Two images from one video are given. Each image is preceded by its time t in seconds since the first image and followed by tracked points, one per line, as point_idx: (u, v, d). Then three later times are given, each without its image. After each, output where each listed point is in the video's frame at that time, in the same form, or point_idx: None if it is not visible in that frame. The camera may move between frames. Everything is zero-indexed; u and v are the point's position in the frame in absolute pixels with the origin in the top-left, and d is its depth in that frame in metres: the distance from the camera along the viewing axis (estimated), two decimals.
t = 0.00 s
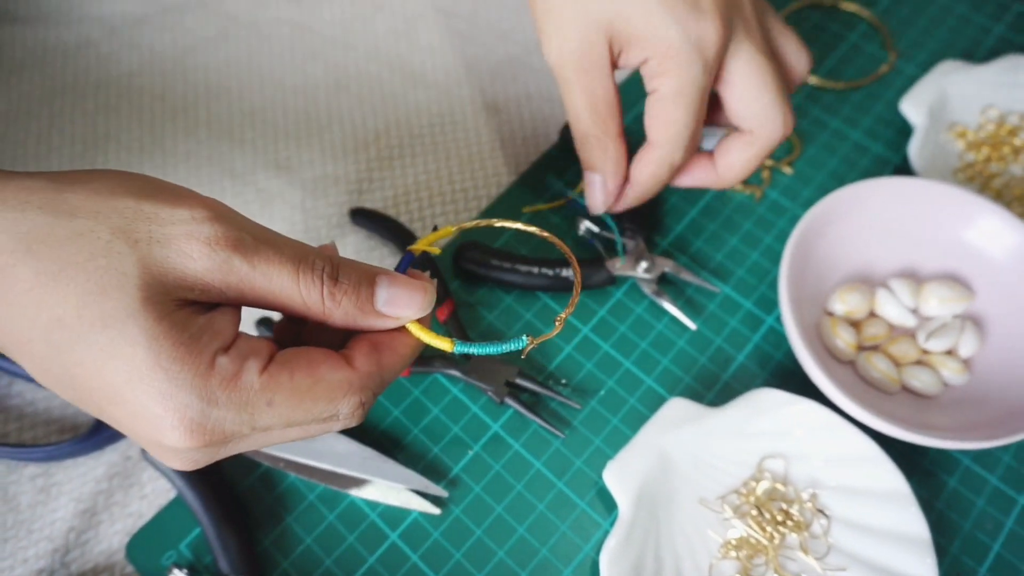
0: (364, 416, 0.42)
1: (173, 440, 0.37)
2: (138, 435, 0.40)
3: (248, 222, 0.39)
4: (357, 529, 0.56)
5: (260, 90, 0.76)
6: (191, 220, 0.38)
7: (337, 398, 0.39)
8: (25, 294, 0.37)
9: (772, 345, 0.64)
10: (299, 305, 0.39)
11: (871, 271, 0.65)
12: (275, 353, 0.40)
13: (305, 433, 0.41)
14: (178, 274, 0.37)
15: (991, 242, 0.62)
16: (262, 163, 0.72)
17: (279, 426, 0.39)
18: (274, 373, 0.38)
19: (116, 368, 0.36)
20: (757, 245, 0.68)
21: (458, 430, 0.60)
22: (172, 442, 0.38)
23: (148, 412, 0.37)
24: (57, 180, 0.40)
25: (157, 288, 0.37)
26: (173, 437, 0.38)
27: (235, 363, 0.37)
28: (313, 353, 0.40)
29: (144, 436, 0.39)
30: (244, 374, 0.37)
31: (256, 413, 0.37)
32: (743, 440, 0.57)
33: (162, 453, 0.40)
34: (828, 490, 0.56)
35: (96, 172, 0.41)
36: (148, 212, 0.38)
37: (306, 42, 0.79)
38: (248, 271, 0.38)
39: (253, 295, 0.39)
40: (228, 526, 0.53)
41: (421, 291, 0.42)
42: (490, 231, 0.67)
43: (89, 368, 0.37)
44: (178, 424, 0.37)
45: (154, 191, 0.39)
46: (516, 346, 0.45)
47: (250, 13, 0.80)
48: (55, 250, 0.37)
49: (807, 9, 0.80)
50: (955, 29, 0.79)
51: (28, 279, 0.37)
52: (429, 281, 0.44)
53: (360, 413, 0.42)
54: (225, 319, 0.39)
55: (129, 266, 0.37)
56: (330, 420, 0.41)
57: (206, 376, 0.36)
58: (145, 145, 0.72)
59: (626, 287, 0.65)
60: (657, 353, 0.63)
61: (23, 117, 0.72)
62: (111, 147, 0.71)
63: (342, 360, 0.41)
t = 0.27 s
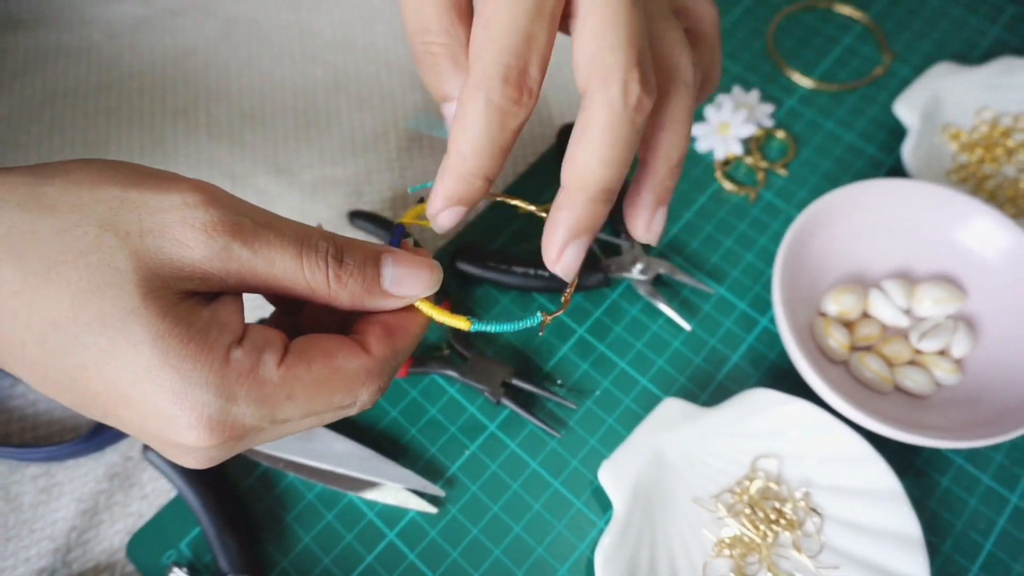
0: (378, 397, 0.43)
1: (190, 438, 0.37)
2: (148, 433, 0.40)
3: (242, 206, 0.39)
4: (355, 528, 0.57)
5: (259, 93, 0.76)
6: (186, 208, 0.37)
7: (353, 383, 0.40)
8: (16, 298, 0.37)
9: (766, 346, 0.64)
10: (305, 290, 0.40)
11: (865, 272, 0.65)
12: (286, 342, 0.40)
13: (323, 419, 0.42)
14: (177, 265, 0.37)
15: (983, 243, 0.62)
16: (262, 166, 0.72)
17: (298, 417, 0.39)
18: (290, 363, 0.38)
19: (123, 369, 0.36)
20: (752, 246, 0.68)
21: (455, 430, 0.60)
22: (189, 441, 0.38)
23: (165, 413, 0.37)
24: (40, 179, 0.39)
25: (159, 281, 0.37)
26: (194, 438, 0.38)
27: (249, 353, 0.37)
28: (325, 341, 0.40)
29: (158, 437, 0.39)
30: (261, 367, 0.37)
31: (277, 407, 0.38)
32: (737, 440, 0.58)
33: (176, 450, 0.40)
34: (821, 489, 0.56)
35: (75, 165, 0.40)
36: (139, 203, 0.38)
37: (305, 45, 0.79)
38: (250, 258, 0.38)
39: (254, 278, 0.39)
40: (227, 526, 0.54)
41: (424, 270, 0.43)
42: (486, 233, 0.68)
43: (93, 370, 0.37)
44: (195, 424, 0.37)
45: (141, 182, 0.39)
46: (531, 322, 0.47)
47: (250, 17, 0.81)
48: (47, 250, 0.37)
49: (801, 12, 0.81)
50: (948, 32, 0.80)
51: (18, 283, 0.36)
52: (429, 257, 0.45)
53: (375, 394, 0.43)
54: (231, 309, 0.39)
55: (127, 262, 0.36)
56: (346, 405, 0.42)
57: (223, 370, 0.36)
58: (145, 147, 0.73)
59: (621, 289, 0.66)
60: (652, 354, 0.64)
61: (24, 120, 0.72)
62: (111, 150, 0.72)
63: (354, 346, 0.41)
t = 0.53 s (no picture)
0: (453, 387, 0.45)
1: (297, 403, 0.38)
2: (250, 407, 0.40)
3: (343, 199, 0.42)
4: (363, 528, 0.59)
5: (271, 105, 0.78)
6: (299, 193, 0.40)
7: (439, 367, 0.43)
8: (146, 265, 0.37)
9: (763, 352, 0.66)
10: (393, 278, 0.43)
11: (860, 281, 0.67)
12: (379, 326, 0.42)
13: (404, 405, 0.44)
14: (286, 246, 0.39)
15: (975, 252, 0.64)
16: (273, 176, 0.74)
17: (389, 392, 0.41)
18: (387, 340, 0.41)
19: (242, 331, 0.36)
20: (750, 255, 0.70)
21: (460, 434, 0.62)
22: (291, 408, 0.38)
23: (276, 378, 0.37)
24: (158, 163, 0.40)
25: (273, 255, 0.38)
26: (296, 403, 0.38)
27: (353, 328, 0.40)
28: (415, 328, 0.43)
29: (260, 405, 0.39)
30: (365, 341, 0.39)
31: (374, 378, 0.39)
32: (734, 444, 0.60)
33: (275, 424, 0.40)
34: (816, 492, 0.58)
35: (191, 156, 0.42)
36: (254, 186, 0.40)
37: (316, 57, 0.82)
38: (352, 243, 0.41)
39: (349, 263, 0.42)
40: (240, 526, 0.56)
41: (491, 276, 0.47)
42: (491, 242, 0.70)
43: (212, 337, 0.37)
44: (304, 387, 0.37)
45: (251, 169, 0.41)
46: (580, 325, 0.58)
47: (261, 32, 0.83)
48: (170, 224, 0.38)
49: (799, 25, 0.83)
50: (943, 45, 0.82)
51: (150, 250, 0.37)
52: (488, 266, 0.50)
53: (455, 378, 0.45)
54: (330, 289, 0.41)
55: (245, 235, 0.38)
56: (428, 391, 0.44)
57: (332, 336, 0.38)
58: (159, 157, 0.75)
59: (622, 297, 0.68)
60: (652, 360, 0.65)
61: (43, 131, 0.75)
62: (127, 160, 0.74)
63: (436, 333, 0.44)
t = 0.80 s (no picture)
0: (433, 452, 0.45)
1: (269, 453, 0.39)
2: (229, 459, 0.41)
3: (340, 258, 0.43)
4: (372, 536, 0.60)
5: (280, 121, 0.80)
6: (293, 250, 0.41)
7: (416, 430, 0.43)
8: (140, 311, 0.39)
9: (762, 363, 0.67)
10: (380, 339, 0.43)
11: (857, 294, 0.69)
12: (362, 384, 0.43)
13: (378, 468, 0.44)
14: (276, 301, 0.41)
15: (969, 266, 0.65)
16: (282, 190, 0.76)
17: (362, 451, 0.41)
18: (364, 399, 0.41)
19: (222, 381, 0.38)
20: (749, 269, 0.72)
21: (466, 443, 0.64)
22: (264, 457, 0.40)
23: (251, 427, 0.39)
24: (167, 213, 0.43)
25: (259, 307, 0.40)
26: (265, 453, 0.39)
27: (331, 388, 0.40)
28: (396, 389, 0.44)
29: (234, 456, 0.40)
30: (340, 399, 0.40)
31: (347, 435, 0.40)
32: (734, 454, 0.61)
33: (251, 476, 0.41)
34: (813, 501, 0.59)
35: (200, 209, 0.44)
36: (253, 241, 0.42)
37: (324, 74, 0.83)
38: (340, 301, 0.41)
39: (337, 321, 0.42)
40: (252, 534, 0.57)
41: (483, 344, 0.47)
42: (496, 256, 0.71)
43: (196, 385, 0.38)
44: (275, 437, 0.39)
45: (256, 225, 0.43)
46: (578, 395, 0.51)
47: (271, 49, 0.85)
48: (166, 271, 0.40)
49: (797, 43, 0.84)
50: (938, 62, 0.84)
51: (144, 295, 0.39)
52: (486, 334, 0.49)
53: (432, 445, 0.44)
54: (315, 344, 0.42)
55: (235, 286, 0.40)
56: (405, 453, 0.44)
57: (307, 391, 0.39)
58: (171, 172, 0.76)
59: (624, 309, 0.69)
60: (654, 371, 0.67)
61: (57, 146, 0.76)
62: (139, 175, 0.76)
63: (418, 396, 0.44)
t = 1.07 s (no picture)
0: (444, 450, 0.46)
1: (286, 452, 0.40)
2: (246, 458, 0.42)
3: (351, 262, 0.44)
4: (385, 537, 0.62)
5: (296, 130, 0.82)
6: (306, 255, 0.42)
7: (427, 428, 0.44)
8: (160, 318, 0.40)
9: (768, 371, 0.69)
10: (391, 340, 0.44)
11: (862, 303, 0.70)
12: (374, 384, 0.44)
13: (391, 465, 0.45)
14: (289, 305, 0.42)
15: (972, 277, 0.67)
16: (298, 198, 0.77)
17: (376, 449, 0.42)
18: (377, 399, 0.42)
19: (241, 385, 0.39)
20: (756, 278, 0.73)
21: (477, 447, 0.65)
22: (281, 457, 0.41)
23: (266, 426, 0.40)
24: (182, 221, 0.44)
25: (274, 312, 0.41)
26: (282, 451, 0.40)
27: (344, 387, 0.41)
28: (407, 388, 0.44)
29: (251, 454, 0.42)
30: (354, 400, 0.41)
31: (361, 435, 0.41)
32: (740, 460, 0.62)
33: (267, 474, 0.43)
34: (818, 506, 0.61)
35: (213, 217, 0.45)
36: (266, 248, 0.43)
37: (339, 85, 0.85)
38: (352, 304, 0.42)
39: (349, 324, 0.43)
40: (268, 534, 0.58)
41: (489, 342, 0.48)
42: (507, 263, 0.73)
43: (215, 389, 0.40)
44: (292, 437, 0.40)
45: (268, 232, 0.44)
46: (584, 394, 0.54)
47: (287, 60, 0.87)
48: (185, 279, 0.41)
49: (804, 56, 0.86)
50: (943, 76, 0.85)
51: (164, 303, 0.40)
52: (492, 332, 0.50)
53: (443, 442, 0.45)
54: (328, 346, 0.43)
55: (250, 292, 0.41)
56: (417, 450, 0.45)
57: (322, 393, 0.40)
58: (189, 180, 0.78)
59: (632, 317, 0.71)
60: (662, 378, 0.68)
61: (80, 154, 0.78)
62: (159, 183, 0.78)
63: (428, 394, 0.45)
